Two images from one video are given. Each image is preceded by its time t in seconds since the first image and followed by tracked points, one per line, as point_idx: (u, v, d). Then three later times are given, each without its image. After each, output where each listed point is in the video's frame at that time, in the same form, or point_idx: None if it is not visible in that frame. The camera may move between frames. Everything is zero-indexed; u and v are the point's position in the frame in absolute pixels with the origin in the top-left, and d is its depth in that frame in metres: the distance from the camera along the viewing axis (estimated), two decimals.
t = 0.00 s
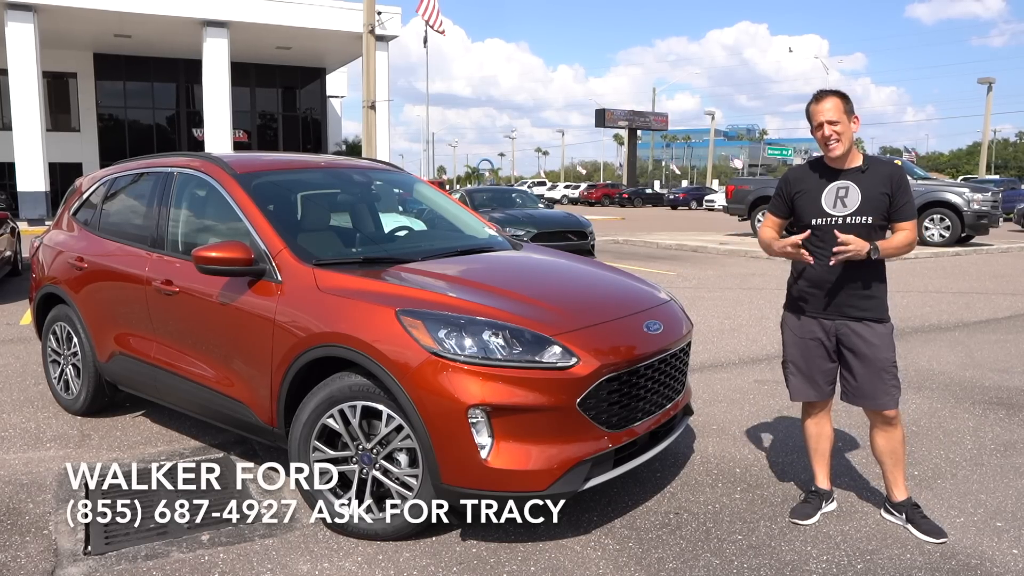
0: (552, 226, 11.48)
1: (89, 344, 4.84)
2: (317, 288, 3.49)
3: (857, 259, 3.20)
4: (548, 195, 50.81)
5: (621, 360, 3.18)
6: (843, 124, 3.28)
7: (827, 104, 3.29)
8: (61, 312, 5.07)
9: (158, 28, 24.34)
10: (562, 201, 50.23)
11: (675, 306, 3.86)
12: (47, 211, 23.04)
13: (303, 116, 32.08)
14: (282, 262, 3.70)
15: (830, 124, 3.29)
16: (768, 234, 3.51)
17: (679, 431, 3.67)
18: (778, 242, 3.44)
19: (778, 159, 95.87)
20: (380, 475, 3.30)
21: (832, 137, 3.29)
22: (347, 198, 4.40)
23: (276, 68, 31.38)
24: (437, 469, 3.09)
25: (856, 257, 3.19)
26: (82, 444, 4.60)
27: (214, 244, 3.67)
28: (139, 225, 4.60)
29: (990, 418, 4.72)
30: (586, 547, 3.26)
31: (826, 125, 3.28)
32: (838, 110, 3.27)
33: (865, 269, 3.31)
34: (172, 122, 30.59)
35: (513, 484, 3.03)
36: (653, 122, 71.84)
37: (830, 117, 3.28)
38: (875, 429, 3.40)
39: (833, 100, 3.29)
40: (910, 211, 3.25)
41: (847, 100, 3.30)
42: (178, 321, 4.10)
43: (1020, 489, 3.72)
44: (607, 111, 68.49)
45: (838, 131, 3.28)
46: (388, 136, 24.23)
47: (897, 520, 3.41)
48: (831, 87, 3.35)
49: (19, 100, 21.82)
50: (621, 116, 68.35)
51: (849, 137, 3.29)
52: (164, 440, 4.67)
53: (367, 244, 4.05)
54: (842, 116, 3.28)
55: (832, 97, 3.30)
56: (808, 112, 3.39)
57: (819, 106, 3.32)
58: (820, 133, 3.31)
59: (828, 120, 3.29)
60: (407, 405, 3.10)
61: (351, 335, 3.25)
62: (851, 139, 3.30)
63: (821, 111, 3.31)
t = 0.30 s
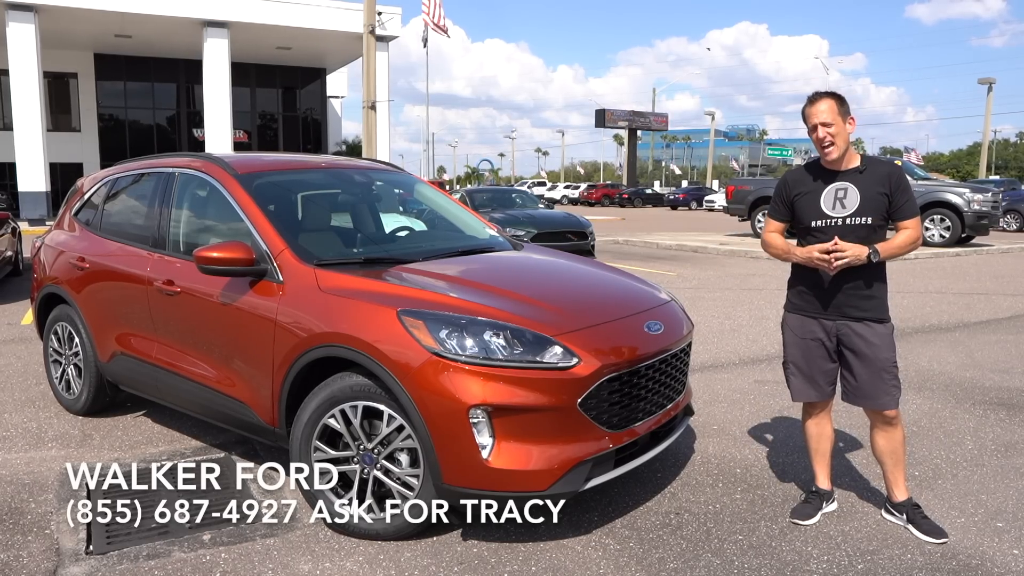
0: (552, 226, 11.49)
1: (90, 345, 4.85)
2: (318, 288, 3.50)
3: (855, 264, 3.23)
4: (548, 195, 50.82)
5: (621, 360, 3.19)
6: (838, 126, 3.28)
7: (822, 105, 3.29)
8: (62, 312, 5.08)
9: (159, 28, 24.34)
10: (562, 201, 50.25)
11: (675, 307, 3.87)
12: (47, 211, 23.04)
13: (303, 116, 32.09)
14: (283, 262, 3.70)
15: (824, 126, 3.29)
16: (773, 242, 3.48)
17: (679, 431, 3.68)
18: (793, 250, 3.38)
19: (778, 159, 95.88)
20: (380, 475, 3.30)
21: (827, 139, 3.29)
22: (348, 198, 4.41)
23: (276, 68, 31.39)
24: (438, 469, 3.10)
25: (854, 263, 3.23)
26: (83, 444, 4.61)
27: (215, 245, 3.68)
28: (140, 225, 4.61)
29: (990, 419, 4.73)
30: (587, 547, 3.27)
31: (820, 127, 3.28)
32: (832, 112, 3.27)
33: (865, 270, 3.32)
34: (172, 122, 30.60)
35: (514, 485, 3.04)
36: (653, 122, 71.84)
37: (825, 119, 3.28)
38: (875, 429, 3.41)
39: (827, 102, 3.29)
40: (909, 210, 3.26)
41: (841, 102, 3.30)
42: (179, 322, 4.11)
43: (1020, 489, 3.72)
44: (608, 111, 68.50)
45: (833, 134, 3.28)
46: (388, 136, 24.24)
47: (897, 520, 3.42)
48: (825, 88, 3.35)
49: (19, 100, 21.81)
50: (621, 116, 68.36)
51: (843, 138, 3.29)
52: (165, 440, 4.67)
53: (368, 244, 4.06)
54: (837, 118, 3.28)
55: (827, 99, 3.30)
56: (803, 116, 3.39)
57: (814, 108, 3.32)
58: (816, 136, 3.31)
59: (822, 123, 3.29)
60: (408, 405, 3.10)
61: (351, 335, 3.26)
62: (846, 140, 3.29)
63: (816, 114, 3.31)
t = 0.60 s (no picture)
0: (552, 226, 11.49)
1: (90, 345, 4.85)
2: (318, 288, 3.50)
3: (856, 263, 3.23)
4: (548, 195, 50.82)
5: (622, 360, 3.19)
6: (841, 129, 3.26)
7: (824, 109, 3.27)
8: (61, 312, 5.08)
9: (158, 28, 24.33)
10: (562, 201, 50.25)
11: (675, 306, 3.87)
12: (47, 211, 23.04)
13: (303, 116, 32.09)
14: (283, 262, 3.70)
15: (827, 131, 3.27)
16: (773, 242, 3.48)
17: (679, 431, 3.67)
18: (793, 249, 3.38)
19: (778, 159, 95.89)
20: (380, 475, 3.30)
21: (830, 143, 3.28)
22: (348, 198, 4.41)
23: (276, 68, 31.39)
24: (438, 469, 3.09)
25: (854, 261, 3.23)
26: (83, 444, 4.61)
27: (216, 245, 3.68)
28: (139, 225, 4.61)
29: (990, 419, 4.72)
30: (587, 547, 3.27)
31: (824, 132, 3.27)
32: (835, 116, 3.26)
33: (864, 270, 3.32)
34: (172, 122, 30.60)
35: (514, 485, 3.04)
36: (653, 122, 71.85)
37: (828, 123, 3.27)
38: (876, 429, 3.40)
39: (830, 106, 3.27)
40: (909, 210, 3.26)
41: (844, 104, 3.28)
42: (179, 322, 4.11)
43: (1020, 489, 3.72)
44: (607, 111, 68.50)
45: (836, 138, 3.27)
46: (388, 136, 24.23)
47: (897, 520, 3.42)
48: (827, 89, 3.32)
49: (19, 100, 21.81)
50: (621, 116, 68.36)
51: (846, 141, 3.29)
52: (165, 440, 4.67)
53: (368, 244, 4.05)
54: (840, 121, 3.27)
55: (830, 102, 3.28)
56: (805, 116, 3.37)
57: (817, 111, 3.30)
58: (819, 140, 3.30)
59: (826, 126, 3.27)
60: (408, 405, 3.10)
61: (351, 335, 3.25)
62: (848, 143, 3.29)
63: (819, 117, 3.29)
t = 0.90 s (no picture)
0: (552, 226, 11.48)
1: (89, 345, 4.85)
2: (318, 288, 3.50)
3: (857, 266, 3.23)
4: (548, 195, 50.81)
5: (622, 361, 3.19)
6: (843, 129, 3.26)
7: (827, 108, 3.27)
8: (61, 312, 5.08)
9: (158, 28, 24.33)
10: (562, 201, 50.25)
11: (675, 306, 3.86)
12: (47, 211, 23.03)
13: (303, 116, 32.08)
14: (283, 262, 3.70)
15: (830, 130, 3.26)
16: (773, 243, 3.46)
17: (679, 431, 3.67)
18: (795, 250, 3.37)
19: (778, 159, 95.90)
20: (380, 475, 3.30)
21: (832, 143, 3.27)
22: (348, 198, 4.40)
23: (276, 68, 31.39)
24: (438, 469, 3.09)
25: (856, 265, 3.23)
26: (83, 444, 4.61)
27: (216, 245, 3.68)
28: (139, 225, 4.60)
29: (990, 419, 4.72)
30: (587, 547, 3.26)
31: (826, 131, 3.26)
32: (838, 116, 3.25)
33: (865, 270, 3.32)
34: (172, 122, 30.60)
35: (514, 485, 3.04)
36: (653, 122, 71.85)
37: (830, 123, 3.26)
38: (876, 429, 3.40)
39: (833, 105, 3.26)
40: (909, 211, 3.26)
41: (846, 103, 3.28)
42: (179, 322, 4.11)
43: (1020, 489, 3.72)
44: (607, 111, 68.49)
45: (838, 137, 3.26)
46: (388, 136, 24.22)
47: (897, 520, 3.42)
48: (830, 89, 3.32)
49: (19, 100, 21.81)
50: (621, 116, 68.36)
51: (847, 141, 3.28)
52: (165, 440, 4.67)
53: (367, 244, 4.05)
54: (842, 121, 3.26)
55: (832, 102, 3.27)
56: (807, 116, 3.36)
57: (819, 111, 3.29)
58: (820, 140, 3.29)
59: (828, 126, 3.26)
60: (408, 405, 3.10)
61: (351, 335, 3.25)
62: (849, 143, 3.29)
63: (821, 117, 3.28)
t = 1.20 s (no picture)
0: (552, 226, 11.48)
1: (89, 345, 4.85)
2: (318, 288, 3.50)
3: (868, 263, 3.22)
4: (548, 195, 50.80)
5: (622, 361, 3.18)
6: (858, 128, 3.27)
7: (847, 104, 3.25)
8: (61, 312, 5.08)
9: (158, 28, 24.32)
10: (562, 201, 50.24)
11: (675, 306, 3.86)
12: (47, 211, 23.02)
13: (303, 116, 32.08)
14: (283, 262, 3.70)
15: (847, 125, 3.25)
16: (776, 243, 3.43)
17: (679, 431, 3.67)
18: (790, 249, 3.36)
19: (778, 159, 95.89)
20: (380, 475, 3.30)
21: (845, 137, 3.26)
22: (348, 198, 4.40)
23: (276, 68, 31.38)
24: (438, 469, 3.09)
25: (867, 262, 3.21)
26: (83, 444, 4.61)
27: (214, 246, 3.68)
28: (140, 225, 4.60)
29: (991, 419, 4.72)
30: (588, 547, 3.26)
31: (842, 124, 3.24)
32: (856, 113, 3.25)
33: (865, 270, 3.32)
34: (172, 122, 30.60)
35: (514, 485, 3.03)
36: (653, 122, 71.84)
37: (847, 118, 3.25)
38: (877, 429, 3.40)
39: (853, 102, 3.26)
40: (909, 211, 3.25)
41: (863, 104, 3.29)
42: (179, 322, 4.11)
43: (1020, 489, 3.72)
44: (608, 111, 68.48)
45: (851, 133, 3.26)
46: (388, 136, 24.21)
47: (897, 520, 3.42)
48: (849, 86, 3.32)
49: (19, 100, 21.80)
50: (621, 117, 68.35)
51: (857, 141, 3.29)
52: (165, 440, 4.67)
53: (368, 244, 4.05)
54: (858, 118, 3.27)
55: (853, 98, 3.27)
56: (823, 108, 3.34)
57: (838, 103, 3.27)
58: (834, 131, 3.27)
59: (846, 120, 3.25)
60: (408, 405, 3.10)
61: (352, 335, 3.25)
62: (859, 143, 3.30)
63: (840, 110, 3.26)
